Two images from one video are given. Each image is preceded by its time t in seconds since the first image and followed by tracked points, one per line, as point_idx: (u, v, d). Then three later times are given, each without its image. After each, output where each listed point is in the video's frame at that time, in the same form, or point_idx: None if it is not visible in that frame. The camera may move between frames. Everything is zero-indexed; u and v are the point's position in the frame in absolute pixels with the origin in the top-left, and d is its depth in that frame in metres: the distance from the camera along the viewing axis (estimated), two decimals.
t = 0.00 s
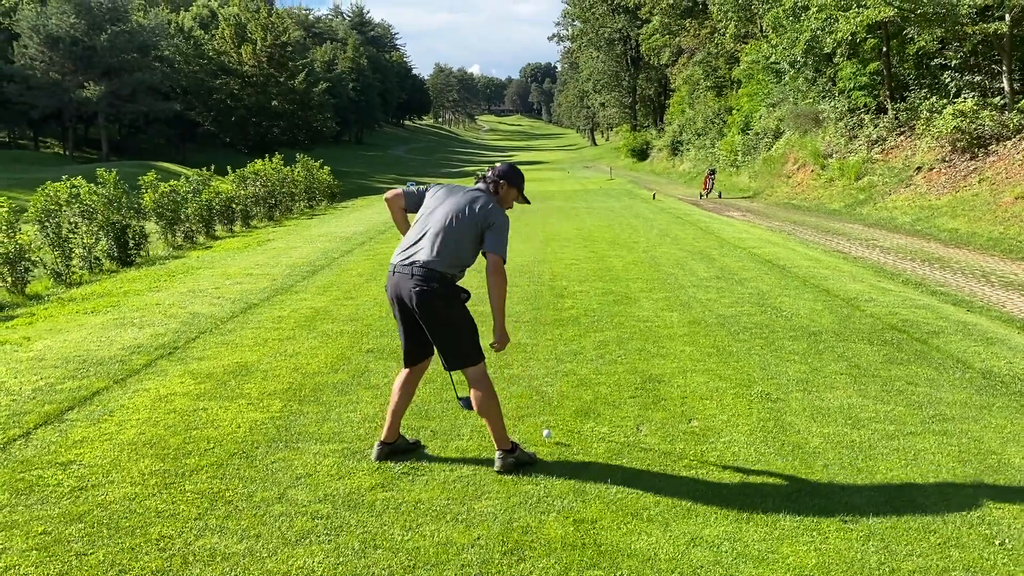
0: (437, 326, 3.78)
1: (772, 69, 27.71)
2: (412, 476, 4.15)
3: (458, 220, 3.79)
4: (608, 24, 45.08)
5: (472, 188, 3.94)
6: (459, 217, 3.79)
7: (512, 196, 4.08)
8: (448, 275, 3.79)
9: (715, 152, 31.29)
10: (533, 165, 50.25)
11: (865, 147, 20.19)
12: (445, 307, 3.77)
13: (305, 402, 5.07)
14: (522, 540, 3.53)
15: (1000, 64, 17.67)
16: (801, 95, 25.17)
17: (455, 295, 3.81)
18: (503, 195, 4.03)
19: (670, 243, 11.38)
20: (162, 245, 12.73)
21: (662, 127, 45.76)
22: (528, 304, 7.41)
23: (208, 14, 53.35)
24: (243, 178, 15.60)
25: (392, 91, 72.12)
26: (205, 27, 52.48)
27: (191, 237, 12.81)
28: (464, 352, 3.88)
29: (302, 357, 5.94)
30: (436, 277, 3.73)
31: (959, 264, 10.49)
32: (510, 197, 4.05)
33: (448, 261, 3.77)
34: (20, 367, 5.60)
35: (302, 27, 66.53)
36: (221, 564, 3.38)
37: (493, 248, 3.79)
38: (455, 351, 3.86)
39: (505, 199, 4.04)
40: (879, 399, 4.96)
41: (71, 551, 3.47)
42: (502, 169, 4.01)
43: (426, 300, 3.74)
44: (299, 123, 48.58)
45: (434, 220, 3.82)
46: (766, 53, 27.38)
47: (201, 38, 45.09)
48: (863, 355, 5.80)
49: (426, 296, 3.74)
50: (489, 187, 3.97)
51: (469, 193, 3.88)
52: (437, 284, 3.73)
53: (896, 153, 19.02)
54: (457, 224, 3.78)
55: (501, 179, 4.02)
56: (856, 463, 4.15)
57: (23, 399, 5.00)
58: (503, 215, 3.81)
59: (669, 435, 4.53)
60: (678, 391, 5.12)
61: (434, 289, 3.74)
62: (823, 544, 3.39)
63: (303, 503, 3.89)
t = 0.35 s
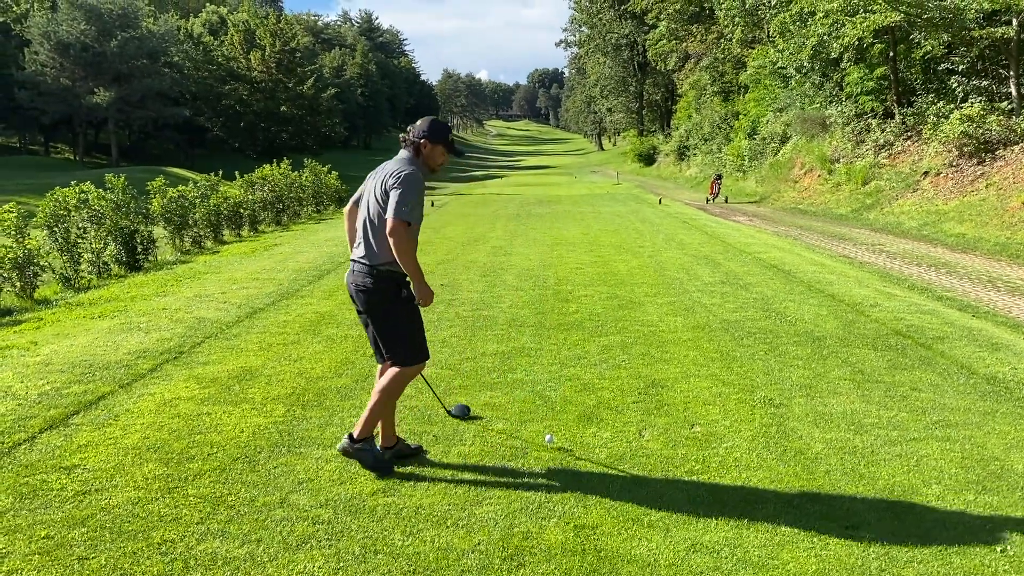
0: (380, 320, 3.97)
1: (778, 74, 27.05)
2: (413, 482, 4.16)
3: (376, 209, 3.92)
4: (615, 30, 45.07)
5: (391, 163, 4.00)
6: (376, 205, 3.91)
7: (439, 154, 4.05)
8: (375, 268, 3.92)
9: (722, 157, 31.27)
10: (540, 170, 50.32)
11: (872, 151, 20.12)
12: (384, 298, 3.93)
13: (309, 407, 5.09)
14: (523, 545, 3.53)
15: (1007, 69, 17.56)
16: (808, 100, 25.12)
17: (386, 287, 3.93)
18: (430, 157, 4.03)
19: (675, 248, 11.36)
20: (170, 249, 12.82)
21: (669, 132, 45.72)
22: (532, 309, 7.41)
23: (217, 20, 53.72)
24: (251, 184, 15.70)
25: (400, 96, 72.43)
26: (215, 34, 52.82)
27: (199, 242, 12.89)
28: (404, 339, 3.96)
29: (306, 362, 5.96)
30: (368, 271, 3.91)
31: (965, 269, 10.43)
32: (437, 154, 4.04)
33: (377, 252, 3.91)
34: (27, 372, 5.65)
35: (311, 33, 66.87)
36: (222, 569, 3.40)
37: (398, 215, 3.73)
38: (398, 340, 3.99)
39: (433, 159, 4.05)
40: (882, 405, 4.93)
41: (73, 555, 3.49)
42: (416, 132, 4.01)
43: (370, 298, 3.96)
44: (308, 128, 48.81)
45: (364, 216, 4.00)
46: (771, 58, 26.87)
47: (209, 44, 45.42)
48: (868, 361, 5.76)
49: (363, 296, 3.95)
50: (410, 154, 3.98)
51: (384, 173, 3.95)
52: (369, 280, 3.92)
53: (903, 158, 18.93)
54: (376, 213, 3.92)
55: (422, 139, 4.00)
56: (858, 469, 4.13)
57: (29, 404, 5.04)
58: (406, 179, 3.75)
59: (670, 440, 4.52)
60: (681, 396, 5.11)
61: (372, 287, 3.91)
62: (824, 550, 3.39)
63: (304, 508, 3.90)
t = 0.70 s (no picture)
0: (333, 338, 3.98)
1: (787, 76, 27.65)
2: (430, 488, 4.16)
3: (329, 225, 3.91)
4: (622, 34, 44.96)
5: (343, 175, 3.94)
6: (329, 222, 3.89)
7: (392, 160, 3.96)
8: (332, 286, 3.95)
9: (731, 161, 31.30)
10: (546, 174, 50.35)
11: (882, 155, 20.08)
12: (339, 316, 3.95)
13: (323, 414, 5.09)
14: (543, 552, 3.52)
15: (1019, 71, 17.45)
16: (817, 103, 25.12)
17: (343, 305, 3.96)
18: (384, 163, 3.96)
19: (685, 252, 11.34)
20: (180, 255, 12.86)
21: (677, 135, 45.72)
22: (544, 314, 7.40)
23: (225, 26, 53.96)
24: (260, 190, 15.76)
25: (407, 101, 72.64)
26: (222, 39, 53.03)
27: (208, 248, 12.91)
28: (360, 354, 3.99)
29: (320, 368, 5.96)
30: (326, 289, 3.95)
31: (977, 273, 10.40)
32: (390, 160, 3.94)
33: (334, 270, 3.93)
34: (42, 378, 5.68)
35: (317, 38, 67.11)
36: None
37: (357, 235, 3.76)
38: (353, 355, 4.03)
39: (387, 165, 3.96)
40: (899, 410, 4.91)
41: (94, 561, 3.50)
42: (365, 140, 3.92)
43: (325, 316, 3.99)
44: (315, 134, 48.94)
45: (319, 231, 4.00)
46: (781, 61, 27.25)
47: (217, 49, 45.65)
48: (884, 366, 5.74)
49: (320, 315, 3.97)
50: (361, 165, 3.93)
51: (335, 187, 3.91)
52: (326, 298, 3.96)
53: (913, 161, 18.88)
54: (329, 230, 3.91)
55: (373, 148, 3.91)
56: (877, 475, 4.12)
57: (45, 410, 5.05)
58: (360, 199, 3.75)
59: (688, 446, 4.52)
60: (697, 402, 5.10)
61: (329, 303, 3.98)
62: (846, 558, 3.39)
63: (323, 514, 3.90)
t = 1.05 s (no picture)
0: (341, 339, 3.97)
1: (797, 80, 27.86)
2: (462, 490, 4.17)
3: (323, 227, 3.89)
4: (630, 39, 45.03)
5: (326, 175, 3.95)
6: (324, 224, 3.87)
7: (375, 154, 4.02)
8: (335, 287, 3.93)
9: (740, 164, 31.43)
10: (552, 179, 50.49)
11: (893, 158, 20.15)
12: (346, 315, 3.96)
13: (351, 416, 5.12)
14: (582, 554, 3.54)
15: None
16: (827, 107, 25.24)
17: (349, 305, 3.96)
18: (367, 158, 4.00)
19: (701, 256, 11.39)
20: (194, 260, 12.93)
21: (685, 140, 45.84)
22: (564, 317, 7.46)
23: (234, 33, 54.23)
24: (273, 195, 15.86)
25: (415, 106, 72.88)
26: (231, 46, 53.27)
27: (223, 253, 12.99)
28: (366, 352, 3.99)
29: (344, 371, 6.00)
30: (329, 291, 3.93)
31: (994, 275, 10.44)
32: (373, 155, 4.00)
33: (334, 272, 3.91)
34: (70, 382, 5.72)
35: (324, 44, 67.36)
36: None
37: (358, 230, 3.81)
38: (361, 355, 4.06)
39: (370, 160, 4.00)
40: (926, 412, 4.94)
41: (136, 563, 3.52)
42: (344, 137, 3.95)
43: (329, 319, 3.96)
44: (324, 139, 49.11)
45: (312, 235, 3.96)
46: (790, 65, 27.46)
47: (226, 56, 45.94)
48: (908, 368, 5.80)
49: (325, 319, 3.95)
50: (344, 163, 3.96)
51: (323, 187, 3.91)
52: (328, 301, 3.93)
53: (925, 164, 18.94)
54: (324, 232, 3.90)
55: (354, 144, 3.95)
56: (910, 476, 4.14)
57: (75, 414, 5.09)
58: (359, 196, 3.83)
59: (718, 448, 4.55)
60: (724, 404, 5.14)
61: (330, 305, 3.94)
62: (886, 561, 3.42)
63: (359, 516, 3.92)
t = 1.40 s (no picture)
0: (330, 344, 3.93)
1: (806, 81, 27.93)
2: (493, 491, 4.14)
3: (320, 231, 3.86)
4: (637, 40, 45.06)
5: (331, 181, 3.95)
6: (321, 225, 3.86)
7: (382, 164, 3.99)
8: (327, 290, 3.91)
9: (749, 166, 31.48)
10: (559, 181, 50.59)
11: (905, 158, 20.16)
12: (336, 320, 3.91)
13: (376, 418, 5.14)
14: (616, 554, 3.53)
15: None
16: (837, 108, 25.32)
17: (339, 307, 3.93)
18: (374, 167, 3.97)
19: (716, 257, 11.44)
20: (208, 263, 12.99)
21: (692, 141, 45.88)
22: (583, 320, 7.65)
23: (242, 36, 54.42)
24: (285, 198, 15.95)
25: (422, 109, 73.08)
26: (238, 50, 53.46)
27: (236, 256, 13.05)
28: (359, 361, 3.96)
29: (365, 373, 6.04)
30: (321, 293, 3.90)
31: (1011, 275, 10.47)
32: (380, 165, 3.97)
33: (330, 277, 3.88)
34: (95, 384, 5.76)
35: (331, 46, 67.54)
36: None
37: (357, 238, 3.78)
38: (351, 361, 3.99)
39: (377, 170, 3.97)
40: (953, 413, 5.05)
41: (172, 564, 3.48)
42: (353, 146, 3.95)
43: (321, 324, 3.92)
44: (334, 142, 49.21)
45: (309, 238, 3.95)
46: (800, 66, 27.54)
47: (235, 60, 46.18)
48: (931, 369, 6.01)
49: (317, 321, 3.92)
50: (350, 170, 3.94)
51: (326, 191, 3.91)
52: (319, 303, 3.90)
53: (938, 164, 18.94)
54: (323, 235, 3.86)
55: (362, 151, 3.93)
56: (941, 477, 4.16)
57: (102, 416, 5.11)
58: (357, 202, 3.79)
59: (746, 449, 4.57)
60: (749, 406, 5.21)
61: (323, 310, 3.90)
62: (924, 560, 3.42)
63: (392, 516, 3.89)
